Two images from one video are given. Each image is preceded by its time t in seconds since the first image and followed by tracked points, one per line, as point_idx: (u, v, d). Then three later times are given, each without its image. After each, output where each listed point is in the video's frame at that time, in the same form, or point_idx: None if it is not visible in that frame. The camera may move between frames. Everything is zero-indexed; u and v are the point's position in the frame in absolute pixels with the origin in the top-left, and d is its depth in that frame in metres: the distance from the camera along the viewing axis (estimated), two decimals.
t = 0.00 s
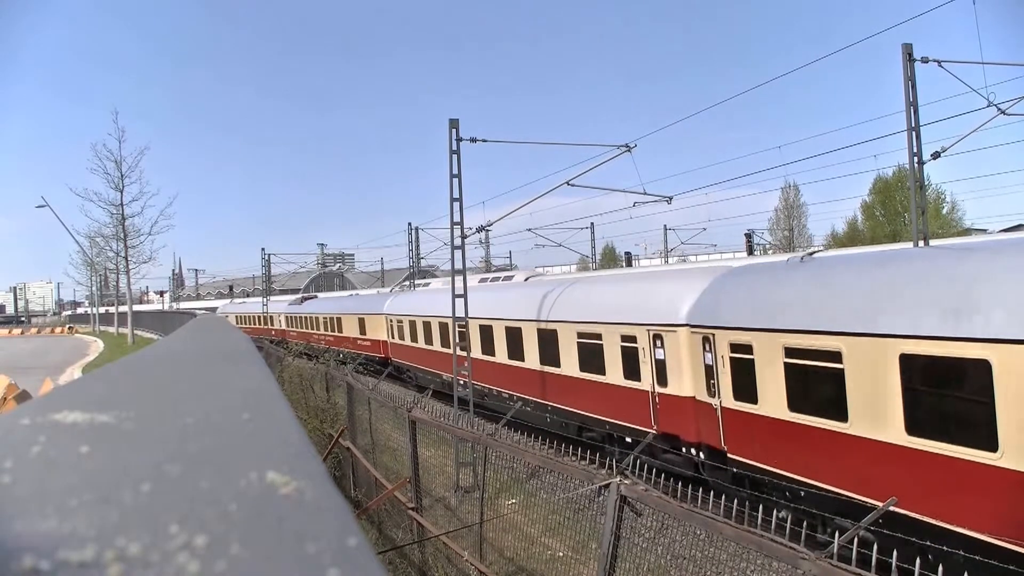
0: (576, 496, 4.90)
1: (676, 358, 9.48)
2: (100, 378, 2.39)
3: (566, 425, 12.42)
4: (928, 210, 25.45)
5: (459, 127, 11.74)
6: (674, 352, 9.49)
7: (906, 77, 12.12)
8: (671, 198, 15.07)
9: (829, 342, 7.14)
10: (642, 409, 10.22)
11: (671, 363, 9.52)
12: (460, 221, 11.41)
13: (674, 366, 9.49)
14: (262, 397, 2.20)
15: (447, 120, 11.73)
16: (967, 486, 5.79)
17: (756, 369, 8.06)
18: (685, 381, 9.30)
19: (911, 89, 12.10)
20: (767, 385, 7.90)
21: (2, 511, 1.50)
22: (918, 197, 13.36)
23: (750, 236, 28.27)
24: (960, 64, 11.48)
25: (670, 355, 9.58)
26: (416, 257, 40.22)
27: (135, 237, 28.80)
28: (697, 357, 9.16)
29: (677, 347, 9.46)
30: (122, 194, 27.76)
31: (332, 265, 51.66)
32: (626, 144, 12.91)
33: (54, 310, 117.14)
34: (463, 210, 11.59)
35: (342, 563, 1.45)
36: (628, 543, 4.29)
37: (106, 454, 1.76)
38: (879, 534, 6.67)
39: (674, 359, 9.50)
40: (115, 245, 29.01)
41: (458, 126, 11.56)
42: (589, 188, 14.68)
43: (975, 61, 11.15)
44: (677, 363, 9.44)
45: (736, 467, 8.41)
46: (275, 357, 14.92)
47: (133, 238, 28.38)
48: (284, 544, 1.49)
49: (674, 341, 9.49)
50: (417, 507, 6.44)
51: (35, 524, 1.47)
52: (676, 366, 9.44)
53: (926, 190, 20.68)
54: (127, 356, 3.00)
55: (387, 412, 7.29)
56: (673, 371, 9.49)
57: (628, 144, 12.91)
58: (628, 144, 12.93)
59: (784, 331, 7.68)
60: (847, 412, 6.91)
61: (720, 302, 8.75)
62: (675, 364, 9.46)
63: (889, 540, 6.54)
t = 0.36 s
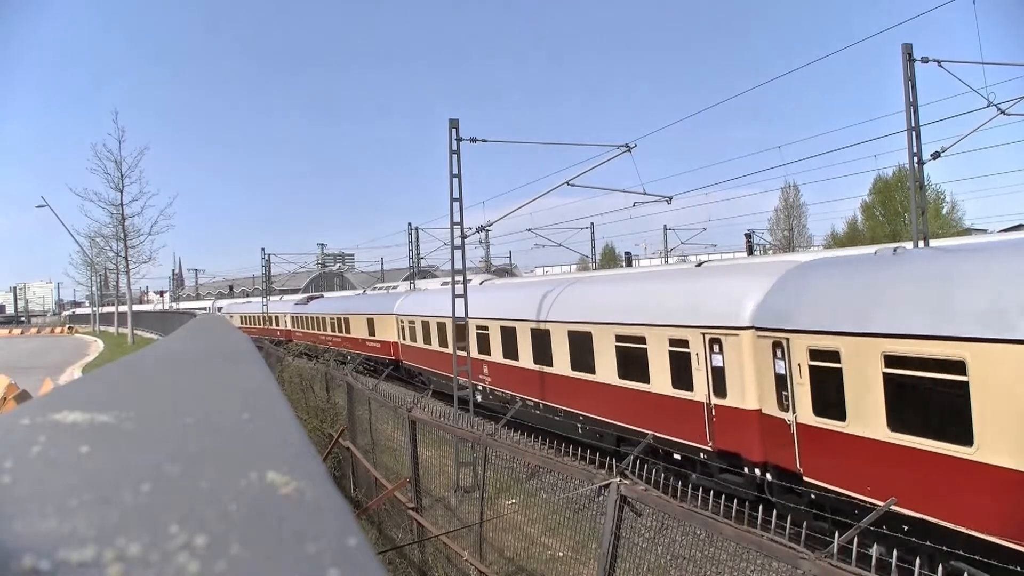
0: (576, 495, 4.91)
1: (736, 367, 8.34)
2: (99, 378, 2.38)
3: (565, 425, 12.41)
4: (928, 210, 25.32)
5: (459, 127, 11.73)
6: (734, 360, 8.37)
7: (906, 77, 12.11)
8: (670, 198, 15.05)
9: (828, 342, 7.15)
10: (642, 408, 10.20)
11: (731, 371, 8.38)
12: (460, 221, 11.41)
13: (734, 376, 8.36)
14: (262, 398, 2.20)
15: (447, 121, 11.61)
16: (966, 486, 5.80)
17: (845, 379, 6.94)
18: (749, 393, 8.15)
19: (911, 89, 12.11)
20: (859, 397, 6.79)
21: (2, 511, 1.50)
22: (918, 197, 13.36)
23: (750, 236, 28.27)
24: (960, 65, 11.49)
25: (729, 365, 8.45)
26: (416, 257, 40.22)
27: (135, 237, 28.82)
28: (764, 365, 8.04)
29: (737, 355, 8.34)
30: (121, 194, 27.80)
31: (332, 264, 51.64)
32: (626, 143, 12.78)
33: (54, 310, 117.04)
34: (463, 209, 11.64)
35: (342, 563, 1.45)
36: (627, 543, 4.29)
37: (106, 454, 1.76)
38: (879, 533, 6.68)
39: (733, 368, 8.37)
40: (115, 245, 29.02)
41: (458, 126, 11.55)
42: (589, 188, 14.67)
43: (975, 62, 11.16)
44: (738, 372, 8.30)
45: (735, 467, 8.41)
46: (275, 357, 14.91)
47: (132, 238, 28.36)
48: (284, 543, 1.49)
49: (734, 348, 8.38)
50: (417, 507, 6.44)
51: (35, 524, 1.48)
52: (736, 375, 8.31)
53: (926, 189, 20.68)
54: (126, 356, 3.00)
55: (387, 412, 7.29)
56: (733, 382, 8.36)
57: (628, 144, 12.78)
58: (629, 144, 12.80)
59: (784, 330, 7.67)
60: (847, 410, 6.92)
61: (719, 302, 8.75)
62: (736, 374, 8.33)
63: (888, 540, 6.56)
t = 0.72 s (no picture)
0: (576, 495, 4.92)
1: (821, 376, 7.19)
2: (97, 378, 2.39)
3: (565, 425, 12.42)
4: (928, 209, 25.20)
5: (459, 127, 11.82)
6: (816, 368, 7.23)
7: (906, 77, 12.12)
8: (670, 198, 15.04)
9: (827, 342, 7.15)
10: (641, 408, 10.20)
11: (814, 379, 7.23)
12: (460, 221, 11.46)
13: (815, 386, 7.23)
14: (261, 397, 2.20)
15: (447, 120, 11.84)
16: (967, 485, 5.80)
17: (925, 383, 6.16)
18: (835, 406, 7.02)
19: (911, 89, 12.11)
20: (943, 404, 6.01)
21: (2, 511, 1.50)
22: (918, 197, 13.36)
23: (750, 236, 28.25)
24: (959, 64, 11.50)
25: (809, 373, 7.31)
26: (416, 257, 40.22)
27: (135, 237, 28.83)
28: (857, 371, 6.89)
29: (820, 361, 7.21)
30: (121, 194, 27.82)
31: (332, 265, 51.66)
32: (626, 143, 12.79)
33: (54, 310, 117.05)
34: (463, 209, 11.68)
35: (342, 563, 1.46)
36: (628, 543, 4.28)
37: (106, 454, 1.76)
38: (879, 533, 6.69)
39: (814, 376, 7.25)
40: (115, 245, 29.02)
41: (458, 126, 11.54)
42: (589, 188, 14.68)
43: (975, 62, 11.16)
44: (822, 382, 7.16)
45: (735, 467, 8.40)
46: (275, 358, 14.92)
47: (133, 238, 28.35)
48: (284, 543, 1.49)
49: (817, 354, 7.24)
50: (417, 507, 6.44)
51: (35, 523, 1.47)
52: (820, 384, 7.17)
53: (926, 189, 20.65)
54: (125, 356, 3.00)
55: (387, 413, 7.30)
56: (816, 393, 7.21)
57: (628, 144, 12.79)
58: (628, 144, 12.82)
59: (784, 330, 7.67)
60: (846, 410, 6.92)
61: (719, 302, 8.76)
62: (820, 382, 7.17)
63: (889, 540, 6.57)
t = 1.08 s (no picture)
0: (576, 495, 4.93)
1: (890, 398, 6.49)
2: (97, 378, 2.38)
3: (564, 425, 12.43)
4: (927, 209, 25.12)
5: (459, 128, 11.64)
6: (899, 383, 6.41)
7: (906, 77, 12.11)
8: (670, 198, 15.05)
9: (826, 341, 7.16)
10: (641, 408, 10.20)
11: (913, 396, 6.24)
12: (461, 221, 11.29)
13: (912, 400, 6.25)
14: (261, 397, 2.20)
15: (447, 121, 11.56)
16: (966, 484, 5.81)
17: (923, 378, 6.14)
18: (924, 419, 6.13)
19: (911, 89, 12.11)
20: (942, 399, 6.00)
21: (2, 512, 1.50)
22: (918, 197, 13.36)
23: (750, 236, 28.23)
24: (959, 64, 11.49)
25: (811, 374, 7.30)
26: (416, 257, 40.24)
27: (135, 237, 28.83)
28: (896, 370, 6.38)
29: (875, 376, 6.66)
30: (121, 194, 27.82)
31: (332, 264, 51.64)
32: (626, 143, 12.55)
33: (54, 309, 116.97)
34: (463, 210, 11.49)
35: (342, 563, 1.46)
36: (628, 543, 4.28)
37: (107, 454, 1.76)
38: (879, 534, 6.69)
39: (923, 385, 6.14)
40: (115, 245, 29.01)
41: (458, 125, 11.51)
42: (588, 188, 14.69)
43: (975, 62, 11.15)
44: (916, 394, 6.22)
45: (735, 467, 8.39)
46: (275, 358, 14.90)
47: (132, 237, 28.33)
48: (285, 544, 1.49)
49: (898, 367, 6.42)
50: (417, 506, 6.44)
51: (35, 524, 1.47)
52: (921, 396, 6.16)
53: (925, 189, 20.64)
54: (125, 356, 3.00)
55: (387, 413, 7.30)
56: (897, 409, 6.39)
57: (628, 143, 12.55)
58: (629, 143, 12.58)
59: (784, 330, 7.68)
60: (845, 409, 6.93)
61: (718, 302, 8.76)
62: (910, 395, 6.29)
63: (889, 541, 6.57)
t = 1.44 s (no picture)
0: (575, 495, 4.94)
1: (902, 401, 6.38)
2: (96, 378, 2.38)
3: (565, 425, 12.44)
4: (926, 208, 24.93)
5: (459, 126, 11.39)
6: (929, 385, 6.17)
7: (906, 77, 12.11)
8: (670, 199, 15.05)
9: (825, 341, 7.17)
10: (640, 408, 10.20)
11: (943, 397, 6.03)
12: (460, 221, 10.87)
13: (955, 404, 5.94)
14: (261, 397, 2.20)
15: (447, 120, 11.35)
16: (966, 485, 5.81)
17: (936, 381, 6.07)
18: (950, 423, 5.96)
19: (911, 90, 12.11)
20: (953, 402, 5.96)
21: (2, 512, 1.50)
22: (918, 197, 13.36)
23: (750, 237, 28.20)
24: (959, 64, 11.49)
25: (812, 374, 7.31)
26: (416, 257, 40.23)
27: (135, 237, 28.80)
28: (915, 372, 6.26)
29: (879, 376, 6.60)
30: (121, 194, 27.81)
31: (332, 264, 51.63)
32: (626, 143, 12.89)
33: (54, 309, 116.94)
34: (463, 209, 10.97)
35: (342, 563, 1.46)
36: (628, 543, 4.28)
37: (107, 453, 1.76)
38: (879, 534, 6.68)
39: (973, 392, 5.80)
40: (115, 244, 28.99)
41: (458, 125, 11.49)
42: (588, 188, 14.74)
43: (974, 62, 11.15)
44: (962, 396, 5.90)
45: (734, 467, 8.39)
46: (275, 358, 14.90)
47: (132, 237, 28.33)
48: (285, 544, 1.49)
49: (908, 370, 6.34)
50: (417, 506, 6.44)
51: (35, 524, 1.47)
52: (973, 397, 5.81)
53: (925, 189, 20.62)
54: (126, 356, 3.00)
55: (387, 413, 7.30)
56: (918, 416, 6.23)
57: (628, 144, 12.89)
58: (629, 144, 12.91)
59: (783, 330, 7.69)
60: (845, 410, 6.94)
61: (718, 302, 8.76)
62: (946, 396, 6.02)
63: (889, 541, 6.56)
